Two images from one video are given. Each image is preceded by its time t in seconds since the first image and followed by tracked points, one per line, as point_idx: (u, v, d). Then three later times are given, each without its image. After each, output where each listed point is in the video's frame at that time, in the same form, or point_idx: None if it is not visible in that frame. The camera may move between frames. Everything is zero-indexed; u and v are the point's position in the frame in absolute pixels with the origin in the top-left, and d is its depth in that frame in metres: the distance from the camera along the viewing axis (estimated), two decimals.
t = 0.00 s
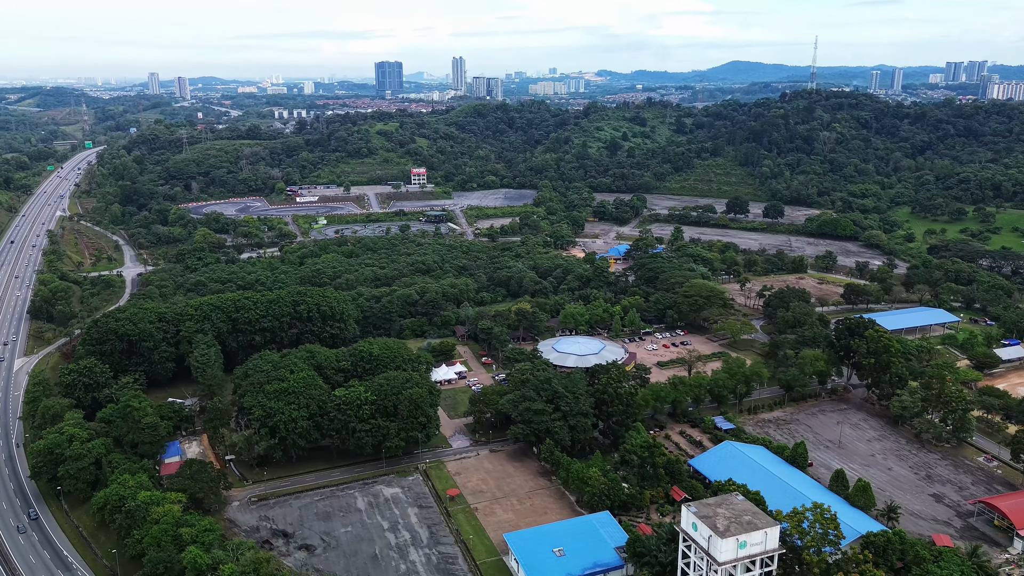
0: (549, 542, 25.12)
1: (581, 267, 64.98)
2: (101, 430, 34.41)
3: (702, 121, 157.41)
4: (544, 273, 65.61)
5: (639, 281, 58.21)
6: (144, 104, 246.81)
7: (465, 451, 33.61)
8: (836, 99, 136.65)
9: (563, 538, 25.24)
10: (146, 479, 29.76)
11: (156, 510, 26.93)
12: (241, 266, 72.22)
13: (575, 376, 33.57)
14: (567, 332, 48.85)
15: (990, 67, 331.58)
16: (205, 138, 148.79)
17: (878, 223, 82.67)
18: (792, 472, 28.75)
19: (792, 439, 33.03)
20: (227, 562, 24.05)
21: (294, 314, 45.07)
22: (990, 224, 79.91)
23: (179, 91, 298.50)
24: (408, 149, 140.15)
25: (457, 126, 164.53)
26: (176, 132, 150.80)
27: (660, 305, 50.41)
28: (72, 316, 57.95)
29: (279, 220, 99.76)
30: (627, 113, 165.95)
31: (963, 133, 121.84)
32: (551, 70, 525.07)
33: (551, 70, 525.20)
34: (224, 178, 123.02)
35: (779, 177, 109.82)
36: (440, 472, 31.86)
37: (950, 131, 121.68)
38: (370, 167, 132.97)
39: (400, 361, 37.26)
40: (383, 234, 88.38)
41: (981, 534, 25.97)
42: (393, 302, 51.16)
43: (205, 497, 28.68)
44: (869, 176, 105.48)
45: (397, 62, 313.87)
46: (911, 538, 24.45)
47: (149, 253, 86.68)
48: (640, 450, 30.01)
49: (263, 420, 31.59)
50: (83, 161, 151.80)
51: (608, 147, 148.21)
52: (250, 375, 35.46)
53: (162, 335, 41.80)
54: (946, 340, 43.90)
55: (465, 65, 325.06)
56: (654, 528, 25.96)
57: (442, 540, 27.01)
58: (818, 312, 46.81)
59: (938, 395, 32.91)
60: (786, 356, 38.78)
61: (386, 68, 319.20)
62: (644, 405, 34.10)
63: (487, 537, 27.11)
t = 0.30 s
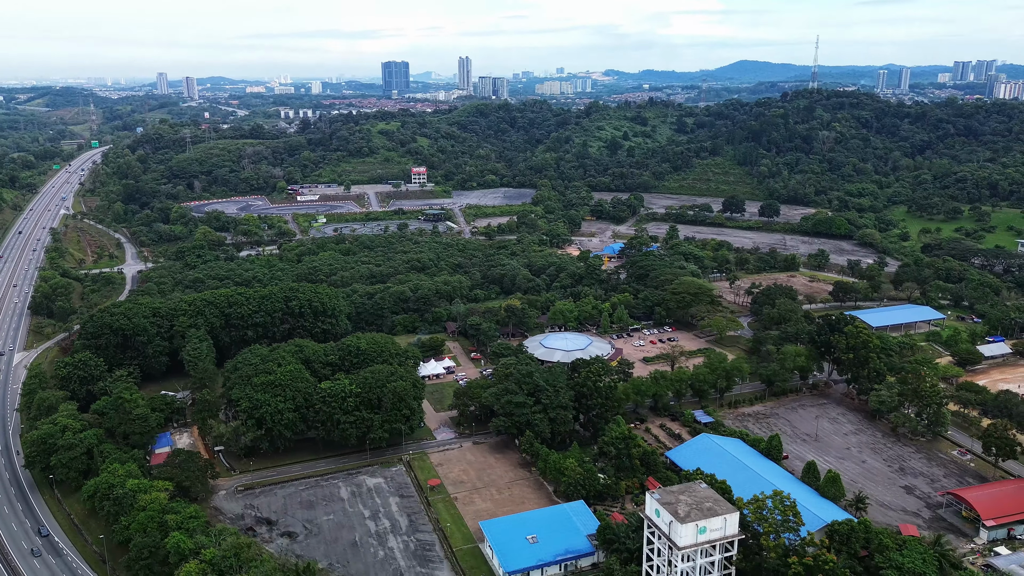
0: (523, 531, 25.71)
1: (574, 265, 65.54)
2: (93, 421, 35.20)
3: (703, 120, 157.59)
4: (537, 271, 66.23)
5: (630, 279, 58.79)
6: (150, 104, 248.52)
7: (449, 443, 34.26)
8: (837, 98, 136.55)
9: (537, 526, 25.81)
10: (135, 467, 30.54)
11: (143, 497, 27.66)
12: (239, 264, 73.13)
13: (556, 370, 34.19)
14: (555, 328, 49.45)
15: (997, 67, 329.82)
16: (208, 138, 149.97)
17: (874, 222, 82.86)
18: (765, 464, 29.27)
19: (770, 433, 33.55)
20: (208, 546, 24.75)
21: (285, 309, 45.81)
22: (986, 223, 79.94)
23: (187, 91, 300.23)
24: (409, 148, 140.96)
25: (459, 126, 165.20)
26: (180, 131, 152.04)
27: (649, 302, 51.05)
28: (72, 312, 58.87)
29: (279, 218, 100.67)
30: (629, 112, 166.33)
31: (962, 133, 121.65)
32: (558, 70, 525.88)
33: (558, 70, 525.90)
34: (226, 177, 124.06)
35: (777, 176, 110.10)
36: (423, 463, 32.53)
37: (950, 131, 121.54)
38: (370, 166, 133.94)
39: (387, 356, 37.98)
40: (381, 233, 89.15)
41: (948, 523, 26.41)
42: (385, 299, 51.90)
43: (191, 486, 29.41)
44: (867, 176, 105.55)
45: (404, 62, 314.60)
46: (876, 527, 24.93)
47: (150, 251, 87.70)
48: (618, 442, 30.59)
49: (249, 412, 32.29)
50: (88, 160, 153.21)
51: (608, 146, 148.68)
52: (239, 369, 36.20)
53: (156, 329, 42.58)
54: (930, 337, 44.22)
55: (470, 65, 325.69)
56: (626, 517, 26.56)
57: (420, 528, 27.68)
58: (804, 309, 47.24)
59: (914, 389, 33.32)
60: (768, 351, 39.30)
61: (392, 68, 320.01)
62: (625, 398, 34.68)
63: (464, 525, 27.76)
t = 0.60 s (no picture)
0: (500, 519, 26.39)
1: (571, 264, 66.09)
2: (90, 413, 36.04)
3: (707, 121, 157.61)
4: (534, 270, 66.81)
5: (624, 278, 59.33)
6: (161, 104, 250.93)
7: (435, 437, 34.92)
8: (841, 98, 136.31)
9: (514, 516, 26.49)
10: (128, 457, 31.38)
11: (134, 486, 28.41)
12: (241, 262, 74.12)
13: (541, 365, 34.79)
14: (547, 326, 50.02)
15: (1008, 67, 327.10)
16: (215, 138, 151.40)
17: (872, 222, 82.92)
18: (742, 458, 29.75)
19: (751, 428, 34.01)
20: (193, 533, 25.45)
21: (281, 305, 46.62)
22: (985, 223, 79.78)
23: (197, 91, 302.62)
24: (412, 148, 141.81)
25: (463, 126, 165.96)
26: (187, 132, 153.59)
27: (640, 301, 51.67)
28: (75, 308, 59.93)
29: (282, 218, 101.66)
30: (633, 113, 166.60)
31: (966, 133, 121.20)
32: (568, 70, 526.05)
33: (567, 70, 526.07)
34: (231, 177, 125.33)
35: (778, 177, 110.20)
36: (410, 455, 33.20)
37: (954, 131, 121.14)
38: (374, 166, 134.96)
39: (377, 351, 38.66)
40: (382, 232, 89.99)
41: (919, 515, 26.83)
42: (380, 296, 52.64)
43: (181, 475, 30.18)
44: (869, 176, 105.42)
45: (413, 62, 315.74)
46: (846, 518, 25.38)
47: (154, 249, 88.88)
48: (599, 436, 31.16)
49: (239, 404, 33.05)
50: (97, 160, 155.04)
51: (611, 147, 149.02)
52: (232, 363, 36.98)
53: (153, 325, 43.45)
54: (918, 335, 44.45)
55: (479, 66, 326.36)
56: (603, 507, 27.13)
57: (402, 518, 28.34)
58: (793, 307, 47.59)
59: (894, 385, 33.70)
60: (753, 348, 39.75)
61: (401, 68, 321.36)
62: (609, 394, 35.25)
63: (445, 515, 28.41)
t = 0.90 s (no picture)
0: (481, 510, 26.98)
1: (570, 263, 66.59)
2: (90, 405, 36.95)
3: (714, 122, 157.46)
4: (533, 269, 67.38)
5: (621, 277, 59.80)
6: (174, 105, 253.81)
7: (425, 431, 35.54)
8: (848, 100, 135.85)
9: (495, 506, 27.07)
10: (124, 446, 32.21)
11: (128, 475, 29.20)
12: (246, 260, 75.21)
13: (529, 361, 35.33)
14: (542, 323, 50.56)
15: None
16: (225, 138, 153.09)
17: (874, 223, 82.79)
18: (724, 452, 30.11)
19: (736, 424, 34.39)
20: (182, 520, 26.17)
21: (279, 302, 47.49)
22: (988, 224, 79.45)
23: (212, 93, 305.68)
24: (419, 149, 142.75)
25: (471, 127, 166.80)
26: (198, 132, 155.45)
27: (635, 299, 52.25)
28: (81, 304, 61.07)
29: (289, 217, 102.79)
30: (640, 114, 166.79)
31: (974, 134, 120.47)
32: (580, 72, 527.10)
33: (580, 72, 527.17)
34: (239, 177, 126.77)
35: (782, 177, 110.14)
36: (399, 448, 33.84)
37: (961, 132, 120.44)
38: (381, 167, 136.05)
39: (370, 347, 39.38)
40: (386, 232, 90.86)
41: (895, 510, 27.17)
42: (378, 294, 53.40)
43: (175, 465, 30.97)
44: (874, 177, 105.08)
45: (425, 64, 317.05)
46: (821, 512, 25.78)
47: (162, 248, 90.22)
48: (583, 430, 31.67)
49: (233, 397, 33.85)
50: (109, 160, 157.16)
51: (617, 148, 149.27)
52: (228, 358, 37.81)
53: (154, 320, 44.37)
54: (910, 335, 44.60)
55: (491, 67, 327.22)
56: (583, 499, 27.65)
57: (388, 508, 28.96)
58: (787, 306, 47.85)
59: (878, 383, 33.99)
60: (742, 346, 40.10)
61: (413, 70, 322.83)
62: (596, 390, 35.75)
63: (430, 505, 29.03)
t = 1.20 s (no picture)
0: (466, 500, 27.53)
1: (571, 263, 67.05)
2: (94, 397, 37.92)
3: (724, 123, 157.15)
4: (535, 268, 67.96)
5: (621, 276, 60.23)
6: (191, 107, 256.99)
7: (418, 424, 36.19)
8: (859, 101, 135.08)
9: (480, 497, 27.62)
10: (124, 436, 33.13)
11: (126, 463, 30.09)
12: (253, 258, 76.43)
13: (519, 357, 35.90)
14: (539, 321, 51.10)
15: None
16: (238, 139, 154.96)
17: (880, 224, 82.48)
18: (708, 448, 30.46)
19: (724, 420, 34.72)
20: (174, 506, 26.95)
21: (280, 299, 48.46)
22: (995, 225, 78.84)
23: (229, 94, 309.34)
24: (429, 150, 143.76)
25: (481, 128, 167.63)
26: (212, 133, 157.47)
27: (632, 298, 52.64)
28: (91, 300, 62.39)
29: (298, 217, 104.08)
30: (649, 115, 166.81)
31: (985, 136, 119.38)
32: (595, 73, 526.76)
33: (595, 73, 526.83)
34: (251, 177, 128.40)
35: (790, 178, 109.88)
36: (391, 441, 34.52)
37: (973, 133, 119.35)
38: (390, 167, 137.19)
39: (366, 343, 40.15)
40: (392, 231, 91.85)
41: (874, 505, 27.46)
42: (378, 291, 54.23)
43: (172, 455, 31.81)
44: (882, 178, 104.48)
45: (440, 65, 318.38)
46: (799, 505, 26.12)
47: (173, 246, 91.78)
48: (570, 425, 32.17)
49: (229, 390, 34.69)
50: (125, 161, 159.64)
51: (626, 149, 149.45)
52: (227, 352, 38.73)
53: (157, 315, 45.40)
54: (905, 335, 44.64)
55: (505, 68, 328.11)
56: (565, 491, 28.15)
57: (376, 498, 29.61)
58: (782, 305, 48.07)
59: (865, 380, 34.23)
60: (734, 344, 40.42)
61: (428, 71, 324.47)
62: (586, 386, 36.25)
63: (417, 496, 29.66)
